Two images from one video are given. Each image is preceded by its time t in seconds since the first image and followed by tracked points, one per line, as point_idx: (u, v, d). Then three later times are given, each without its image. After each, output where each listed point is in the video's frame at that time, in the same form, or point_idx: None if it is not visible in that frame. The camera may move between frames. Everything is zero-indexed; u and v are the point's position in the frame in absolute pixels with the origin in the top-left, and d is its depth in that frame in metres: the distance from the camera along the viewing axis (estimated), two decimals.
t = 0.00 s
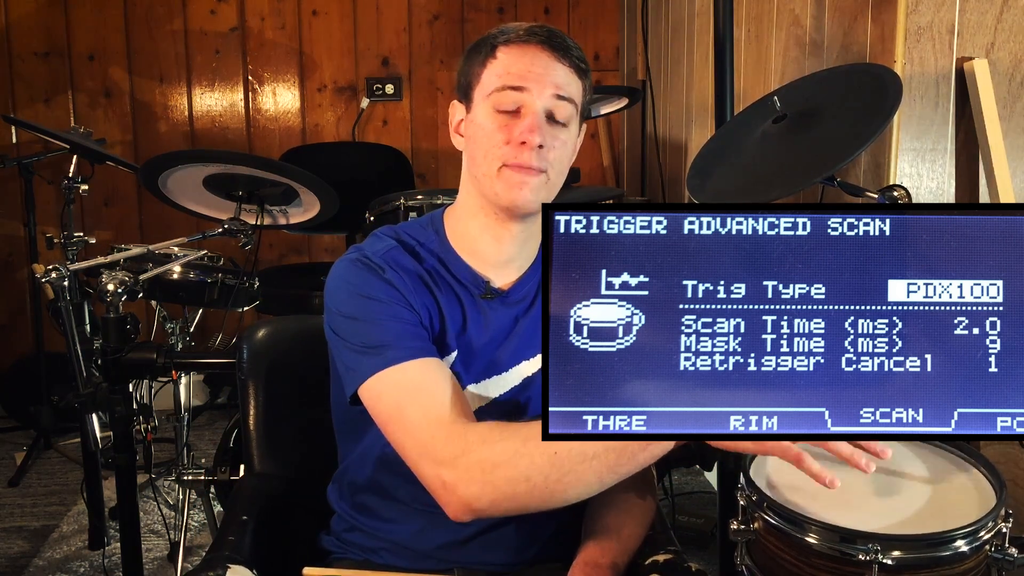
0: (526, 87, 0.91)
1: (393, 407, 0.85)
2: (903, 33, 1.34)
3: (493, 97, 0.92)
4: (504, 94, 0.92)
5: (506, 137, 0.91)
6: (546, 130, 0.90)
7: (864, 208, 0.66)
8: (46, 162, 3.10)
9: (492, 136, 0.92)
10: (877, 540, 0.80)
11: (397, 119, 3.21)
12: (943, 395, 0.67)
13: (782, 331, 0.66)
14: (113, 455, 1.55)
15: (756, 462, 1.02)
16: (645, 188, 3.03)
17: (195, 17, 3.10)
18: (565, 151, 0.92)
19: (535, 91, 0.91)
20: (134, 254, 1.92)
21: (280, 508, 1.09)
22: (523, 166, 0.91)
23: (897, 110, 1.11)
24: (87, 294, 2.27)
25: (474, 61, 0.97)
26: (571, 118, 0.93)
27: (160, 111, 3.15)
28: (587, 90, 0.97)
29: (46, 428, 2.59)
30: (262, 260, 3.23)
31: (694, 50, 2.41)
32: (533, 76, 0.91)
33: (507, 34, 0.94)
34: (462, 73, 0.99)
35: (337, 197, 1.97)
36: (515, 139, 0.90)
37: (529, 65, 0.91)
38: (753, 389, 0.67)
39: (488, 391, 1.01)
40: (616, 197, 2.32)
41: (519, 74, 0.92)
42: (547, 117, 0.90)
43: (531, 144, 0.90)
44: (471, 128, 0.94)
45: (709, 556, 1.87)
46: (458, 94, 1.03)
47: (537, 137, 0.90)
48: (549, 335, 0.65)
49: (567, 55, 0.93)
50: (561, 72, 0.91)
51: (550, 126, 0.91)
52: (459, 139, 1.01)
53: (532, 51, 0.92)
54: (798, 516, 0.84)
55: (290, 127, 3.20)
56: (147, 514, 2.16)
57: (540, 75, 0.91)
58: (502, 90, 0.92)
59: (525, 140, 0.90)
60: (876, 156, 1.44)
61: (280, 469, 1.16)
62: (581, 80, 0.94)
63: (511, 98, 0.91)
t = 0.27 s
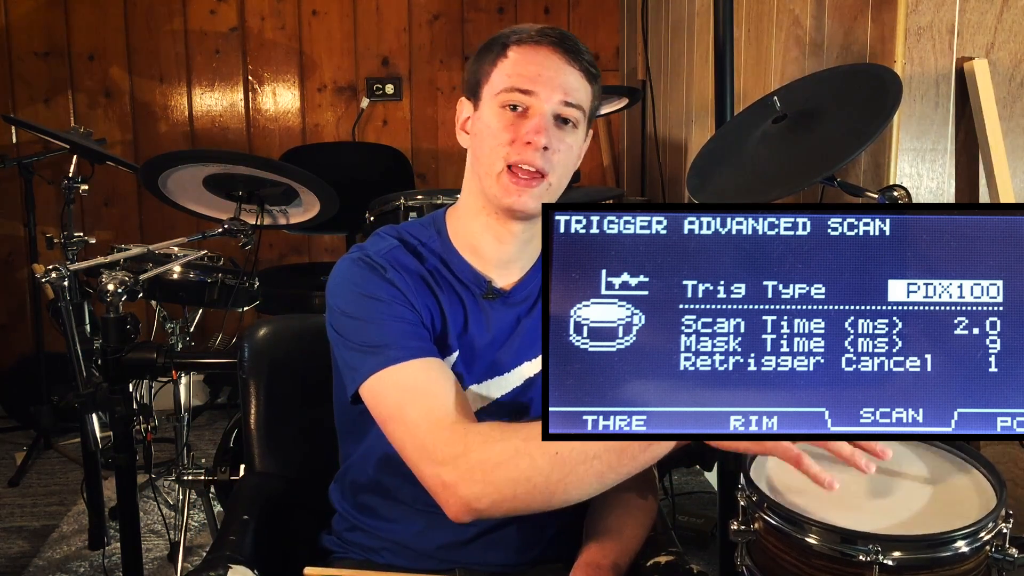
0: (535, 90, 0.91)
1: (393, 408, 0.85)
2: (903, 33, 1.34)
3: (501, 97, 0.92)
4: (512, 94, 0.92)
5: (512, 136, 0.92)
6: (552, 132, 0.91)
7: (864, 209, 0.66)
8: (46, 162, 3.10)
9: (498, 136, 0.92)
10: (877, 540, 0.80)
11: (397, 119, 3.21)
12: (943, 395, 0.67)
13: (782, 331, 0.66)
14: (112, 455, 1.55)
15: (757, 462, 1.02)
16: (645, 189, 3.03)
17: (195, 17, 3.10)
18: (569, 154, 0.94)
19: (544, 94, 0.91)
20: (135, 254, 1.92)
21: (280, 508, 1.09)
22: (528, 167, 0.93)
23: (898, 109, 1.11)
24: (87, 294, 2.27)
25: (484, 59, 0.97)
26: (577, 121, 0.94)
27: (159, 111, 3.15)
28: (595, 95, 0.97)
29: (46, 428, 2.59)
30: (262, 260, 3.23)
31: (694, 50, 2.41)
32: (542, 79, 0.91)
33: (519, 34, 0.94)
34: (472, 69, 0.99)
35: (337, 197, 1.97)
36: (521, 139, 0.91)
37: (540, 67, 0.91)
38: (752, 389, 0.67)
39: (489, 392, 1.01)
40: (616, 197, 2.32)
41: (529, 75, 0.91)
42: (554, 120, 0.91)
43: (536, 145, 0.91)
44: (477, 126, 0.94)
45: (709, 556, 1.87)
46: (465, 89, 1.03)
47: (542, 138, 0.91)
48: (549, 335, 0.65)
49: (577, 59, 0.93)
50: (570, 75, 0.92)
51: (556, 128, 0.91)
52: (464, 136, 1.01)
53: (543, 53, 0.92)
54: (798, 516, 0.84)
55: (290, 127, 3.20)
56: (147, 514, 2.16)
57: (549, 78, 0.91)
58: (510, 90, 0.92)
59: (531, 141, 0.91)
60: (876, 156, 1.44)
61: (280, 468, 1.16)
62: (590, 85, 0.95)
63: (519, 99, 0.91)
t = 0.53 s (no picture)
0: (546, 100, 0.91)
1: (394, 409, 0.85)
2: (903, 33, 1.34)
3: (511, 104, 0.93)
4: (522, 102, 0.92)
5: (520, 145, 0.92)
6: (561, 143, 0.91)
7: (864, 209, 0.66)
8: (46, 162, 3.10)
9: (507, 143, 0.93)
10: (877, 541, 0.80)
11: (397, 119, 3.21)
12: (943, 395, 0.67)
13: (782, 331, 0.66)
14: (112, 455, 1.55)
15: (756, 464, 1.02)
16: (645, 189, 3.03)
17: (195, 17, 3.10)
18: (576, 164, 0.94)
19: (555, 104, 0.91)
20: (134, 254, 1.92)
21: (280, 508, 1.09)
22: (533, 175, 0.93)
23: (897, 110, 1.11)
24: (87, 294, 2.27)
25: (497, 62, 0.97)
26: (587, 132, 0.94)
27: (159, 111, 3.15)
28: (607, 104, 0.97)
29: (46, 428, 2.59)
30: (262, 260, 3.23)
31: (694, 50, 2.41)
32: (555, 88, 0.91)
33: (534, 40, 0.94)
34: (484, 73, 0.99)
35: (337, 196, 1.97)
36: (529, 149, 0.91)
37: (553, 77, 0.91)
38: (752, 389, 0.67)
39: (489, 394, 1.01)
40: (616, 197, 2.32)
41: (541, 85, 0.91)
42: (563, 130, 0.91)
43: (544, 156, 0.91)
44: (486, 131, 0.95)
45: (708, 556, 1.87)
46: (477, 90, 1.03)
47: (550, 150, 0.91)
48: (549, 335, 0.65)
49: (590, 69, 0.93)
50: (582, 86, 0.92)
51: (565, 139, 0.91)
52: (472, 137, 1.02)
53: (557, 63, 0.92)
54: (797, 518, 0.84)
55: (290, 127, 3.20)
56: (147, 514, 2.16)
57: (561, 88, 0.91)
58: (521, 99, 0.92)
59: (539, 151, 0.91)
60: (876, 156, 1.44)
61: (281, 468, 1.16)
62: (603, 96, 0.95)
63: (530, 108, 0.92)
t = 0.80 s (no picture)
0: (543, 99, 0.91)
1: (393, 410, 0.85)
2: (903, 33, 1.34)
3: (508, 104, 0.92)
4: (519, 102, 0.92)
5: (517, 144, 0.91)
6: (558, 142, 0.90)
7: (864, 209, 0.66)
8: (46, 162, 3.10)
9: (504, 142, 0.92)
10: (877, 541, 0.80)
11: (396, 119, 3.21)
12: (943, 395, 0.67)
13: (782, 331, 0.66)
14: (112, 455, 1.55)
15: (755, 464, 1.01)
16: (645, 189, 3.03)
17: (195, 17, 3.10)
18: (576, 162, 0.93)
19: (552, 103, 0.90)
20: (134, 254, 1.92)
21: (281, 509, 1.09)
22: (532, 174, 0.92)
23: (898, 109, 1.11)
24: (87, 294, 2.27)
25: (493, 62, 0.97)
26: (585, 130, 0.93)
27: (159, 111, 3.15)
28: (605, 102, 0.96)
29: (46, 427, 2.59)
30: (262, 261, 3.23)
31: (694, 50, 2.41)
32: (551, 88, 0.90)
33: (530, 40, 0.93)
34: (481, 73, 0.99)
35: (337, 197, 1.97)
36: (527, 148, 0.91)
37: (549, 75, 0.91)
38: (752, 389, 0.67)
39: (488, 394, 1.01)
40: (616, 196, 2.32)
41: (538, 84, 0.91)
42: (561, 129, 0.90)
43: (542, 155, 0.90)
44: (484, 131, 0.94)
45: (708, 556, 1.87)
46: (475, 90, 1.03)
47: (548, 149, 0.90)
48: (549, 335, 0.65)
49: (587, 67, 0.92)
50: (579, 84, 0.91)
51: (563, 137, 0.91)
52: (471, 137, 1.02)
53: (553, 62, 0.92)
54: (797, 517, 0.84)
55: (290, 127, 3.20)
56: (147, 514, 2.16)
57: (557, 87, 0.90)
58: (517, 99, 0.92)
59: (536, 150, 0.90)
60: (876, 156, 1.44)
61: (281, 468, 1.16)
62: (600, 94, 0.94)
63: (526, 108, 0.91)
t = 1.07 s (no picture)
0: (520, 87, 0.90)
1: (390, 405, 0.85)
2: (903, 33, 1.34)
3: (487, 96, 0.91)
4: (498, 92, 0.91)
5: (500, 134, 0.90)
6: (540, 128, 0.90)
7: (864, 208, 0.66)
8: (46, 162, 3.10)
9: (486, 135, 0.91)
10: (877, 541, 0.80)
11: (396, 119, 3.21)
12: (943, 395, 0.67)
13: (782, 331, 0.66)
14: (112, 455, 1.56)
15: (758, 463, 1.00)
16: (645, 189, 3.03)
17: (195, 17, 3.10)
18: (561, 149, 0.92)
19: (529, 90, 0.90)
20: (135, 254, 1.92)
21: (281, 509, 1.09)
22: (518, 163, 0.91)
23: (898, 108, 1.11)
24: (87, 294, 2.27)
25: (468, 58, 0.96)
26: (567, 115, 0.92)
27: (159, 111, 3.15)
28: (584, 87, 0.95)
29: (46, 428, 2.59)
30: (262, 261, 3.23)
31: (694, 50, 2.41)
32: (527, 75, 0.90)
33: (502, 31, 0.92)
34: (458, 69, 0.98)
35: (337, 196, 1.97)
36: (509, 136, 0.90)
37: (526, 63, 0.90)
38: (753, 389, 0.67)
39: (483, 391, 1.01)
40: (616, 197, 2.32)
41: (515, 73, 0.90)
42: (542, 115, 0.90)
43: (525, 142, 0.89)
44: (466, 126, 0.94)
45: (708, 556, 1.87)
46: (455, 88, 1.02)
47: (531, 136, 0.89)
48: (549, 335, 0.65)
49: (563, 51, 0.91)
50: (557, 69, 0.90)
51: (545, 124, 0.90)
52: (454, 137, 1.00)
53: (529, 48, 0.91)
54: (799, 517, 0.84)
55: (290, 127, 3.20)
56: (147, 514, 2.16)
57: (534, 74, 0.90)
58: (496, 89, 0.91)
59: (519, 137, 0.89)
60: (876, 156, 1.44)
61: (281, 468, 1.16)
62: (579, 77, 0.93)
63: (505, 97, 0.90)
